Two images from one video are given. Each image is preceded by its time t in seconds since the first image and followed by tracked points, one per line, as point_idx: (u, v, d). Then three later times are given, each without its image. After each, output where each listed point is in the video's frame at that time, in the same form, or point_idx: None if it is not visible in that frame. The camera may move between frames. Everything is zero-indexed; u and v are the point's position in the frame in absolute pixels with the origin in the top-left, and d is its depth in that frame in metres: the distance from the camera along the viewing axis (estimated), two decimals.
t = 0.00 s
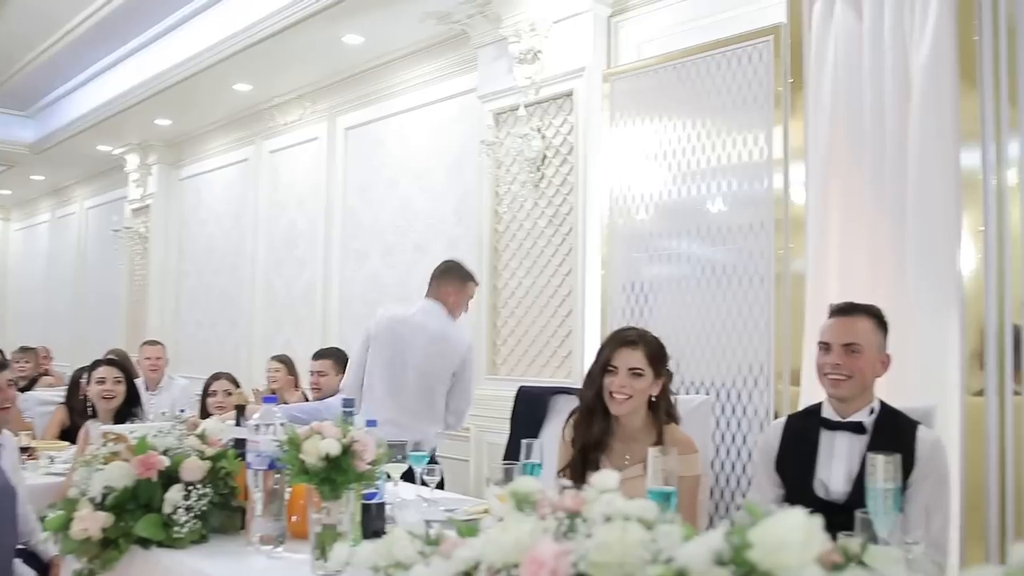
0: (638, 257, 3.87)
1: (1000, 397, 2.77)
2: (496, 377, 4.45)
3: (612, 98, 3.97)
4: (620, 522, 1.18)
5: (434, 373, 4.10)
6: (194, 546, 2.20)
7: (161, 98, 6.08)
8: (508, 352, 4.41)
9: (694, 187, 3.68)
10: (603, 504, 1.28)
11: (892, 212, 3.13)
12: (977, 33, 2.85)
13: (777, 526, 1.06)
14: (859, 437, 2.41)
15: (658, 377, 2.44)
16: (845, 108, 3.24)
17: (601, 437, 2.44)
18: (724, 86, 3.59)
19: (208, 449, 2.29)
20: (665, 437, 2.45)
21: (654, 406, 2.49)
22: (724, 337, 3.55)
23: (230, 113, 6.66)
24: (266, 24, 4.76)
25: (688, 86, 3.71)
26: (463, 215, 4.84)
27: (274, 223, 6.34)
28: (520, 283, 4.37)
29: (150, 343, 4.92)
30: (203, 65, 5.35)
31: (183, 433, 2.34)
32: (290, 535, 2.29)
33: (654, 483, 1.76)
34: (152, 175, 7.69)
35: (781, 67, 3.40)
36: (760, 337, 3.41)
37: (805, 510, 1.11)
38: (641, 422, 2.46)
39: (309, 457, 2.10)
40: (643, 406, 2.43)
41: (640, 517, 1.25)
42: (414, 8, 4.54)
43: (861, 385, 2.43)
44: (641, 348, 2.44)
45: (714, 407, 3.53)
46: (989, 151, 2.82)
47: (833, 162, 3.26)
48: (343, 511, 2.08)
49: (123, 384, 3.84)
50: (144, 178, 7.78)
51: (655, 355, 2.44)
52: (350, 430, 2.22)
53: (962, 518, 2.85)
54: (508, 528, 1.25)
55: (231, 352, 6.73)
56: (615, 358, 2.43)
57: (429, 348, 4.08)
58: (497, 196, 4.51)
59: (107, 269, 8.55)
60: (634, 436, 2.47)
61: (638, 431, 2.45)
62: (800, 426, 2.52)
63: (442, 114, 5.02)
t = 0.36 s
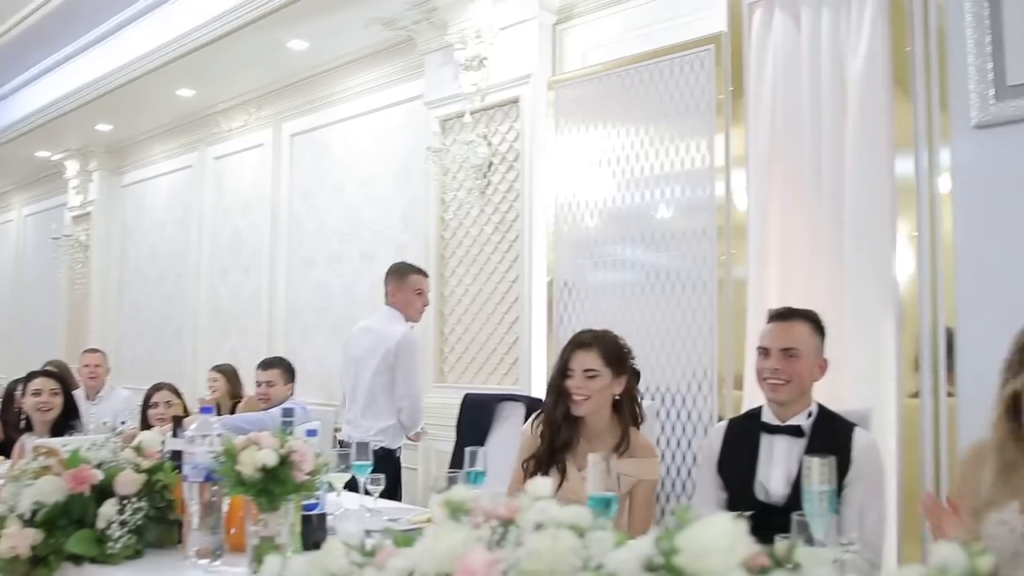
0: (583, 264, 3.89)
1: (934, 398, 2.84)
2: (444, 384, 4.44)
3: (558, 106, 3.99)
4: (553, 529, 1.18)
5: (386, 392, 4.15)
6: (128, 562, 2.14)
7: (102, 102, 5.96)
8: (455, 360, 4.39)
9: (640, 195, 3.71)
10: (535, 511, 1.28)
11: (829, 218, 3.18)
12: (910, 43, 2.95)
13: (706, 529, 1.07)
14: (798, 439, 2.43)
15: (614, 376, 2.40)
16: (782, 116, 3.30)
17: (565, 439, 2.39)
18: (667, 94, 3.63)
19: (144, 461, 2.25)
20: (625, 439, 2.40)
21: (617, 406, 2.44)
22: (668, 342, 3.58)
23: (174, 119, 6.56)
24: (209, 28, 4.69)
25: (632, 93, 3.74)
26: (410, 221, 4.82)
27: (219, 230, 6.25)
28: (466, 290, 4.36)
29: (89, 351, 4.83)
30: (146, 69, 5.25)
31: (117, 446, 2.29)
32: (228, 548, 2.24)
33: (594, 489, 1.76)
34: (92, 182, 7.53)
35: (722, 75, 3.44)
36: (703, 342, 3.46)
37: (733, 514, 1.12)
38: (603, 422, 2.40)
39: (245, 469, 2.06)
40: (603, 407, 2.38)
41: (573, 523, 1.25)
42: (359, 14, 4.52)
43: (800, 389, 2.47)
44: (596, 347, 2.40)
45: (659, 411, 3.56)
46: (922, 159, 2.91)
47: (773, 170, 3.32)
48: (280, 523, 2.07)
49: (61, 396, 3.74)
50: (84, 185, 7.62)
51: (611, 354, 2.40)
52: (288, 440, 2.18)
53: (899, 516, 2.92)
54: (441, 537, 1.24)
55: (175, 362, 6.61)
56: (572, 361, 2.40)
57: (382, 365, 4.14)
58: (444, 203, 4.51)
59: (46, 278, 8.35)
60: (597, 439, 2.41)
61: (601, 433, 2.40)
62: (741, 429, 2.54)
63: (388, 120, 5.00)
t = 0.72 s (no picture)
0: (538, 278, 3.90)
1: (884, 406, 2.88)
2: (401, 400, 4.41)
3: (512, 120, 4.01)
4: (493, 547, 1.17)
5: (349, 403, 3.84)
6: None
7: (54, 116, 5.87)
8: (411, 375, 4.37)
9: (596, 209, 3.74)
10: (478, 527, 1.28)
11: (778, 231, 3.23)
12: (856, 59, 3.01)
13: (646, 543, 1.07)
14: (751, 450, 2.41)
15: (558, 384, 2.41)
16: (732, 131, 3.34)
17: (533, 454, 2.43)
18: (621, 108, 3.67)
19: (88, 483, 2.18)
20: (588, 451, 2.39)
21: (573, 415, 2.42)
22: (623, 355, 3.60)
23: (128, 133, 6.48)
24: (162, 41, 4.64)
25: (585, 108, 3.78)
26: (367, 236, 4.80)
27: (174, 246, 6.17)
28: (423, 304, 4.36)
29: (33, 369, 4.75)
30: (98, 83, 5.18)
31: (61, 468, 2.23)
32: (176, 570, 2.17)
33: (545, 503, 1.75)
34: (43, 197, 7.40)
35: (674, 90, 3.49)
36: (658, 354, 3.48)
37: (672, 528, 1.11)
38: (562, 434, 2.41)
39: (191, 489, 2.03)
40: (552, 417, 2.39)
41: (516, 539, 1.25)
42: (314, 28, 4.51)
43: (753, 400, 2.43)
44: (538, 359, 2.44)
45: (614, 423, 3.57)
46: (868, 172, 2.96)
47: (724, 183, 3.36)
48: (227, 544, 2.02)
49: (8, 417, 3.66)
50: (35, 200, 7.49)
51: (550, 363, 2.43)
52: (236, 458, 2.15)
53: (851, 524, 2.95)
54: (383, 555, 1.23)
55: (129, 380, 6.50)
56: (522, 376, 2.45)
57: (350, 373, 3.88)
58: (400, 217, 4.50)
59: None
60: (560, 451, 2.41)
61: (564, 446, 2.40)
62: (694, 441, 2.51)
63: (344, 134, 4.98)
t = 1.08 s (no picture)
0: (496, 292, 3.90)
1: (837, 417, 2.90)
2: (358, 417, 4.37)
3: (468, 135, 4.01)
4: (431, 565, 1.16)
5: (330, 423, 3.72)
6: None
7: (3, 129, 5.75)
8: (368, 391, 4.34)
9: (556, 223, 3.73)
10: (423, 546, 1.27)
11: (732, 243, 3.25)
12: (806, 75, 3.05)
13: (589, 558, 1.06)
14: (706, 464, 2.39)
15: (517, 400, 2.40)
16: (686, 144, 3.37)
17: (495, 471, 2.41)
18: (576, 123, 3.68)
19: (28, 505, 2.09)
20: (550, 466, 2.36)
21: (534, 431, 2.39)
22: (580, 370, 3.59)
23: (80, 147, 6.38)
24: (113, 54, 4.57)
25: (541, 123, 3.79)
26: (324, 250, 4.76)
27: (128, 262, 6.07)
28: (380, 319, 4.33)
29: None
30: (48, 96, 5.09)
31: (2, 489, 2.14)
32: None
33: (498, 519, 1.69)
34: None
35: (629, 105, 3.52)
36: (614, 368, 3.48)
37: (612, 544, 1.10)
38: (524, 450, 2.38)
39: (134, 510, 1.98)
40: (513, 433, 2.37)
41: (458, 557, 1.23)
42: (270, 41, 4.48)
43: (707, 413, 2.47)
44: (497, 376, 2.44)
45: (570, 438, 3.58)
46: (819, 188, 2.99)
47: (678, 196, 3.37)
48: (172, 566, 2.02)
49: None
50: None
51: (510, 380, 2.42)
52: (182, 477, 2.08)
53: (806, 535, 2.97)
54: None
55: (80, 399, 6.37)
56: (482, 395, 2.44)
57: (334, 393, 3.73)
58: (357, 232, 4.49)
59: None
60: (526, 468, 2.38)
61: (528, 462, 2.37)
62: (648, 455, 2.47)
63: (301, 148, 4.94)
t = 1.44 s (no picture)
0: (449, 308, 3.88)
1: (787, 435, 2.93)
2: (309, 434, 4.31)
3: (423, 151, 4.00)
4: None
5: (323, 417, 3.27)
6: None
7: None
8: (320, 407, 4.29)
9: (510, 239, 3.72)
10: (367, 565, 1.30)
11: (684, 262, 3.28)
12: (757, 96, 3.10)
13: None
14: (658, 481, 2.37)
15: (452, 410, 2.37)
16: (639, 163, 3.41)
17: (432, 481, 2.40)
18: (531, 140, 3.69)
19: None
20: (483, 478, 2.33)
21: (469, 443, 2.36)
22: (533, 387, 3.58)
23: (26, 156, 6.25)
24: (61, 62, 4.49)
25: (497, 139, 3.79)
26: (276, 265, 4.70)
27: (73, 274, 5.94)
28: (333, 334, 4.29)
29: None
30: None
31: None
32: None
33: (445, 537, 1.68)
34: None
35: (583, 124, 3.53)
36: (567, 386, 3.47)
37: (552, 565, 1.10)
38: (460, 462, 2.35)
39: (69, 530, 1.91)
40: (445, 442, 2.35)
41: None
42: (223, 53, 4.43)
43: (657, 430, 2.40)
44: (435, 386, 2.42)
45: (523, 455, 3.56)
46: (770, 209, 3.03)
47: (632, 215, 3.40)
48: None
49: None
50: None
51: (447, 390, 2.40)
52: (121, 496, 2.02)
53: (756, 554, 2.98)
54: None
55: (20, 415, 6.19)
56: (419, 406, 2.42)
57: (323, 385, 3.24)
58: (310, 246, 4.45)
59: None
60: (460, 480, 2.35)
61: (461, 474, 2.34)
62: (600, 472, 2.47)
63: (254, 161, 4.89)
